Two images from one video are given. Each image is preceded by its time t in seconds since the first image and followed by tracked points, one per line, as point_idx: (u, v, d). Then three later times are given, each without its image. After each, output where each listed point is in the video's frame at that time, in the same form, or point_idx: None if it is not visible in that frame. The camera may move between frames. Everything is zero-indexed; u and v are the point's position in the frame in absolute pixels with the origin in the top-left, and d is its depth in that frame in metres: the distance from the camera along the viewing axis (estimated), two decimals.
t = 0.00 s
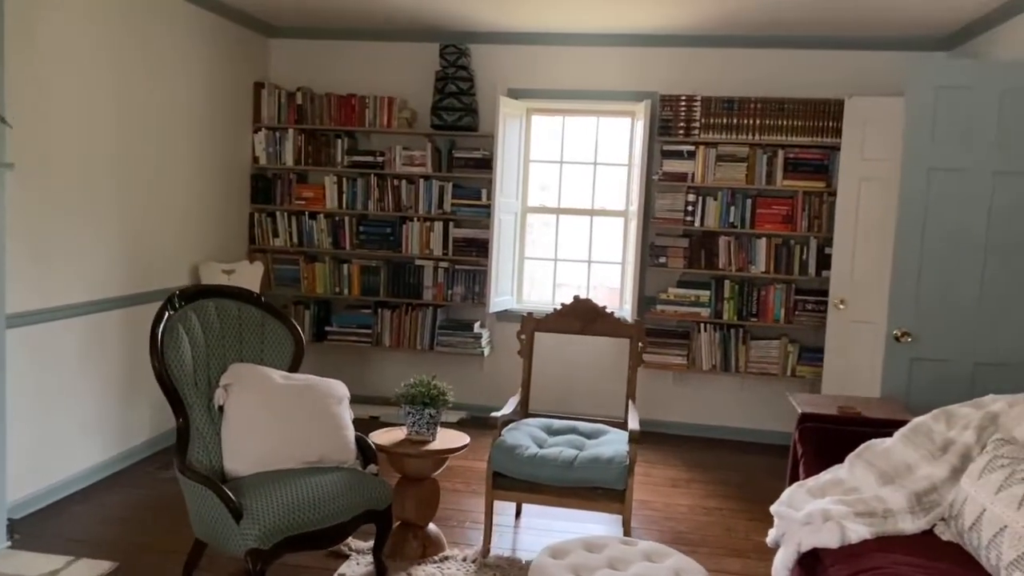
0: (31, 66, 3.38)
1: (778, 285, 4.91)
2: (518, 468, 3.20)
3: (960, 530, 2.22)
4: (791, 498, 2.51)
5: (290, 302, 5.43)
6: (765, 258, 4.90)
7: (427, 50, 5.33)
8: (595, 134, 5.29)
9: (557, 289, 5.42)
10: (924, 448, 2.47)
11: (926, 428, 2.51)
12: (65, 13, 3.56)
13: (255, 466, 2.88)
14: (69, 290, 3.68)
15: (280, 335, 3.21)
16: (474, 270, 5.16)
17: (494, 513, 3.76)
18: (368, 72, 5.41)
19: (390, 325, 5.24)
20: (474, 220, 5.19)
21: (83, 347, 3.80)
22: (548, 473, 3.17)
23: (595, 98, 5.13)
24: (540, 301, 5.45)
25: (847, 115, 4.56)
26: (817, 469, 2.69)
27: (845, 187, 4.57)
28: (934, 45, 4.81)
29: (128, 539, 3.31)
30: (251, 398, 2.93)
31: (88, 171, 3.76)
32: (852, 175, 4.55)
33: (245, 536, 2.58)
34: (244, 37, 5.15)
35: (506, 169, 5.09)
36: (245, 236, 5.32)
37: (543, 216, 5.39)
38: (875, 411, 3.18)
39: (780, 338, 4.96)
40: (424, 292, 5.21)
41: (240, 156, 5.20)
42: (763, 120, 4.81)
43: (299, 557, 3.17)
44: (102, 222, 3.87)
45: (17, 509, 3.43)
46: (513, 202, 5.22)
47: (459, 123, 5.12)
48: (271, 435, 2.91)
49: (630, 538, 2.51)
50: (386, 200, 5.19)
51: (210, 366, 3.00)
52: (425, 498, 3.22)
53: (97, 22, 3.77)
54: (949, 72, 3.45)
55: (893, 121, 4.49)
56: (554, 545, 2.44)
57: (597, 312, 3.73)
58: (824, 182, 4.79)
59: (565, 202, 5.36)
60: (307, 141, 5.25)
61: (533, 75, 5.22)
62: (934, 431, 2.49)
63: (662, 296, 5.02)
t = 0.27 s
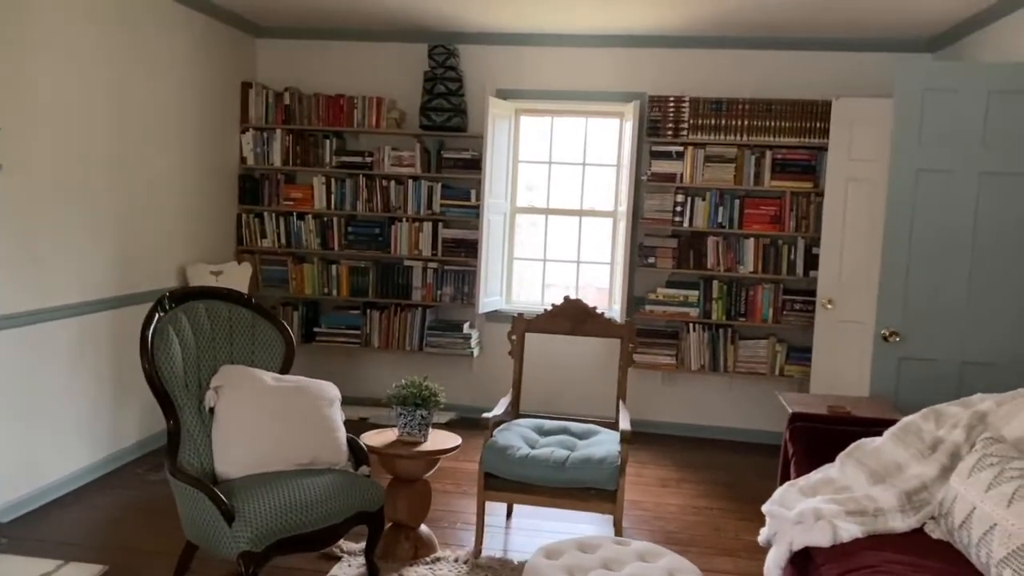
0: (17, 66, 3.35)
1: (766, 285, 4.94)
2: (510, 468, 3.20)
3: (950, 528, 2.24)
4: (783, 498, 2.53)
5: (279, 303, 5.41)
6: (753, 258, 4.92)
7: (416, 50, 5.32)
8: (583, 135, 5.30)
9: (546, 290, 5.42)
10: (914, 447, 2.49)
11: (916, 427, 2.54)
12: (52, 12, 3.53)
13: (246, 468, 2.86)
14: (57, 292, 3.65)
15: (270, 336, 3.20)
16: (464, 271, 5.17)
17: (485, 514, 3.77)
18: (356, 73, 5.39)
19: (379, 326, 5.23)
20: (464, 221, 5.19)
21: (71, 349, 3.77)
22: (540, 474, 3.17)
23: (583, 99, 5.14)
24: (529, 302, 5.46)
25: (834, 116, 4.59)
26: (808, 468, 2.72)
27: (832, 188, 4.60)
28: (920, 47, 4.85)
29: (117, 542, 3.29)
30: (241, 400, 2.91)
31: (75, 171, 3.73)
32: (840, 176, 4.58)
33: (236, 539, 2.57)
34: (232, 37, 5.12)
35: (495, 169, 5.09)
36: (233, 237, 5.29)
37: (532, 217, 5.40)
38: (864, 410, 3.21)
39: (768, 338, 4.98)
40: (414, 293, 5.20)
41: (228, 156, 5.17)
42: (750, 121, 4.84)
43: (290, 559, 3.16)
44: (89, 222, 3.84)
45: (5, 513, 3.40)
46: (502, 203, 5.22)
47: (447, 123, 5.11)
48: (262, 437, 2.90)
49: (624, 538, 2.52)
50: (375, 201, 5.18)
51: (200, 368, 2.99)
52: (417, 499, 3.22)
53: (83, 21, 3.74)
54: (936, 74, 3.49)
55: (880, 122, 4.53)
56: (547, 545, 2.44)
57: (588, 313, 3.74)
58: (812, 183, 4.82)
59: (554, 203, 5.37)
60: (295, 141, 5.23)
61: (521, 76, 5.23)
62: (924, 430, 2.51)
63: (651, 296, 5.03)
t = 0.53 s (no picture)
0: (7, 64, 3.34)
1: (756, 283, 4.97)
2: (504, 465, 3.22)
3: (941, 521, 2.28)
4: (776, 492, 2.56)
5: (269, 302, 5.40)
6: (742, 256, 4.95)
7: (407, 49, 5.32)
8: (574, 134, 5.32)
9: (537, 288, 5.44)
10: (905, 441, 2.52)
11: (906, 422, 2.57)
12: (42, 10, 3.52)
13: (241, 466, 2.86)
14: (47, 291, 3.64)
15: (264, 335, 3.20)
16: (455, 270, 5.18)
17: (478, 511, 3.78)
18: (347, 71, 5.39)
19: (370, 325, 5.24)
20: (455, 219, 5.20)
21: (61, 349, 3.76)
22: (534, 471, 3.18)
23: (574, 98, 5.16)
24: (520, 300, 5.47)
25: (823, 115, 4.63)
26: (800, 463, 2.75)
27: (821, 186, 4.63)
28: (907, 46, 4.90)
29: (110, 542, 3.29)
30: (236, 398, 2.91)
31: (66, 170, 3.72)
32: (829, 174, 4.62)
33: (232, 537, 2.57)
34: (222, 35, 5.11)
35: (486, 168, 5.10)
36: (223, 236, 5.28)
37: (523, 215, 5.41)
38: (854, 406, 3.25)
39: (757, 336, 5.02)
40: (405, 292, 5.21)
41: (218, 155, 5.16)
42: (740, 120, 4.87)
43: (285, 557, 3.16)
44: (80, 221, 3.83)
45: None
46: (493, 201, 5.23)
47: (438, 122, 5.12)
48: (257, 435, 2.90)
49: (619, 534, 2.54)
50: (366, 199, 5.18)
51: (194, 366, 2.99)
52: (411, 497, 3.23)
53: (73, 19, 3.73)
54: (925, 74, 3.52)
55: (868, 121, 4.57)
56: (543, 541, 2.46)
57: (580, 311, 3.76)
58: (800, 181, 4.86)
59: (544, 201, 5.39)
60: (285, 140, 5.23)
61: (512, 75, 5.24)
62: (914, 425, 2.55)
63: (641, 294, 5.05)
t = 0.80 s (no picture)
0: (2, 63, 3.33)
1: (748, 281, 5.01)
2: (502, 463, 3.24)
3: (937, 515, 2.31)
4: (773, 488, 2.59)
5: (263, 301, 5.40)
6: (735, 254, 4.99)
7: (400, 48, 5.33)
8: (567, 132, 5.34)
9: (531, 286, 5.46)
10: (900, 437, 2.56)
11: (901, 417, 2.60)
12: (36, 9, 3.52)
13: (241, 465, 2.87)
14: (42, 291, 3.63)
15: (263, 334, 3.20)
16: (450, 269, 5.19)
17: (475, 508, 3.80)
18: (340, 70, 5.39)
19: (365, 324, 5.24)
20: (449, 218, 5.21)
21: (57, 349, 3.75)
22: (532, 468, 3.20)
23: (568, 97, 5.18)
24: (515, 298, 5.49)
25: (815, 113, 4.67)
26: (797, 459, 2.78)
27: (813, 185, 4.67)
28: (898, 46, 4.94)
29: (109, 542, 3.29)
30: (235, 397, 2.92)
31: (60, 169, 3.72)
32: (821, 173, 4.66)
33: (234, 536, 2.58)
34: (215, 34, 5.11)
35: (480, 167, 5.12)
36: (217, 235, 5.28)
37: (517, 214, 5.43)
38: (849, 402, 3.28)
39: (750, 333, 5.06)
40: (399, 291, 5.22)
41: (211, 154, 5.15)
42: (732, 119, 4.90)
43: (284, 555, 3.17)
44: (74, 221, 3.83)
45: None
46: (487, 200, 5.24)
47: (433, 121, 5.13)
48: (257, 434, 2.90)
49: (617, 530, 2.57)
50: (360, 199, 5.18)
51: (194, 365, 2.99)
52: (410, 494, 3.25)
53: (68, 19, 3.73)
54: (918, 74, 3.56)
55: (860, 120, 4.61)
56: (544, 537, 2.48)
57: (576, 309, 3.78)
58: (792, 180, 4.90)
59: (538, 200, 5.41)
60: (279, 139, 5.23)
61: (506, 74, 5.25)
62: (910, 420, 2.58)
63: (635, 292, 5.08)
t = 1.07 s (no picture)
0: None
1: (740, 280, 5.05)
2: (500, 462, 3.27)
3: (930, 511, 2.36)
4: (769, 486, 2.63)
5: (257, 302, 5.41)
6: (726, 254, 5.04)
7: (393, 48, 5.35)
8: (560, 133, 5.37)
9: (525, 286, 5.49)
10: (893, 435, 2.60)
11: (895, 415, 2.65)
12: (30, 11, 3.52)
13: (241, 466, 2.89)
14: (37, 293, 3.63)
15: (261, 335, 3.22)
16: (443, 269, 5.21)
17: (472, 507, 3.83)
18: (333, 71, 5.40)
19: (359, 324, 5.26)
20: (443, 219, 5.23)
21: (52, 352, 3.75)
22: (530, 467, 3.23)
23: (560, 98, 5.21)
24: (508, 298, 5.52)
25: (806, 114, 4.72)
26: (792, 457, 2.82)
27: (804, 185, 4.72)
28: (887, 47, 5.00)
29: (107, 543, 3.31)
30: (235, 399, 2.94)
31: (55, 171, 3.72)
32: (811, 173, 4.71)
33: (237, 537, 2.60)
34: (208, 35, 5.11)
35: (474, 168, 5.14)
36: (210, 236, 5.28)
37: (511, 214, 5.46)
38: (842, 400, 3.33)
39: (741, 332, 5.11)
40: (393, 291, 5.24)
41: (205, 155, 5.16)
42: (724, 120, 4.95)
43: (283, 555, 3.19)
44: (69, 223, 3.83)
45: None
46: (481, 200, 5.27)
47: (426, 122, 5.15)
48: (257, 435, 2.92)
49: (616, 528, 2.60)
50: (353, 199, 5.20)
51: (193, 367, 3.01)
52: (409, 494, 3.27)
53: (61, 21, 3.73)
54: (908, 76, 3.62)
55: (849, 121, 4.66)
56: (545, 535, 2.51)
57: (572, 309, 3.81)
58: (782, 180, 4.95)
59: (531, 200, 5.44)
60: (272, 140, 5.23)
61: (499, 75, 5.28)
62: (903, 418, 2.63)
63: (627, 292, 5.12)
